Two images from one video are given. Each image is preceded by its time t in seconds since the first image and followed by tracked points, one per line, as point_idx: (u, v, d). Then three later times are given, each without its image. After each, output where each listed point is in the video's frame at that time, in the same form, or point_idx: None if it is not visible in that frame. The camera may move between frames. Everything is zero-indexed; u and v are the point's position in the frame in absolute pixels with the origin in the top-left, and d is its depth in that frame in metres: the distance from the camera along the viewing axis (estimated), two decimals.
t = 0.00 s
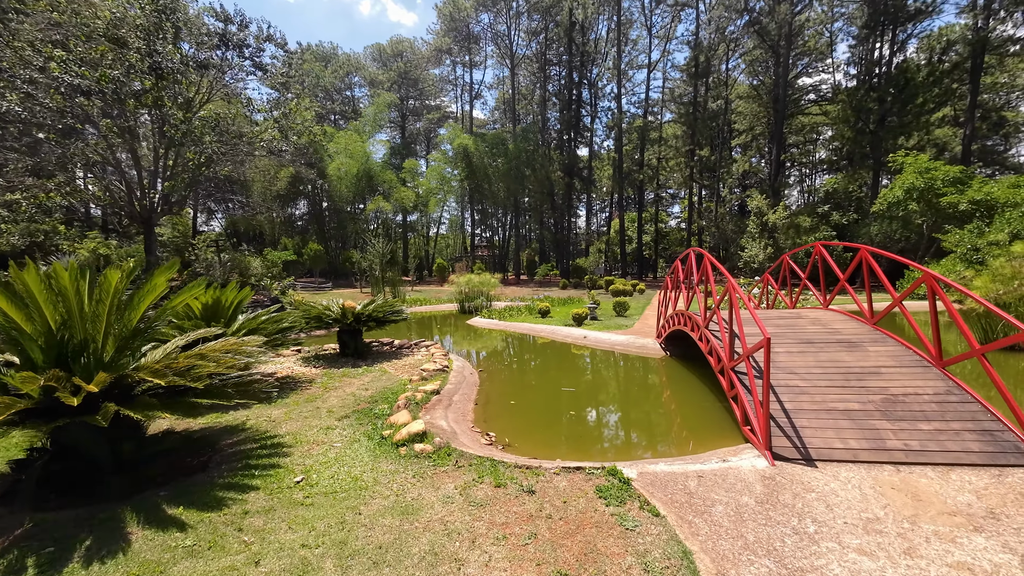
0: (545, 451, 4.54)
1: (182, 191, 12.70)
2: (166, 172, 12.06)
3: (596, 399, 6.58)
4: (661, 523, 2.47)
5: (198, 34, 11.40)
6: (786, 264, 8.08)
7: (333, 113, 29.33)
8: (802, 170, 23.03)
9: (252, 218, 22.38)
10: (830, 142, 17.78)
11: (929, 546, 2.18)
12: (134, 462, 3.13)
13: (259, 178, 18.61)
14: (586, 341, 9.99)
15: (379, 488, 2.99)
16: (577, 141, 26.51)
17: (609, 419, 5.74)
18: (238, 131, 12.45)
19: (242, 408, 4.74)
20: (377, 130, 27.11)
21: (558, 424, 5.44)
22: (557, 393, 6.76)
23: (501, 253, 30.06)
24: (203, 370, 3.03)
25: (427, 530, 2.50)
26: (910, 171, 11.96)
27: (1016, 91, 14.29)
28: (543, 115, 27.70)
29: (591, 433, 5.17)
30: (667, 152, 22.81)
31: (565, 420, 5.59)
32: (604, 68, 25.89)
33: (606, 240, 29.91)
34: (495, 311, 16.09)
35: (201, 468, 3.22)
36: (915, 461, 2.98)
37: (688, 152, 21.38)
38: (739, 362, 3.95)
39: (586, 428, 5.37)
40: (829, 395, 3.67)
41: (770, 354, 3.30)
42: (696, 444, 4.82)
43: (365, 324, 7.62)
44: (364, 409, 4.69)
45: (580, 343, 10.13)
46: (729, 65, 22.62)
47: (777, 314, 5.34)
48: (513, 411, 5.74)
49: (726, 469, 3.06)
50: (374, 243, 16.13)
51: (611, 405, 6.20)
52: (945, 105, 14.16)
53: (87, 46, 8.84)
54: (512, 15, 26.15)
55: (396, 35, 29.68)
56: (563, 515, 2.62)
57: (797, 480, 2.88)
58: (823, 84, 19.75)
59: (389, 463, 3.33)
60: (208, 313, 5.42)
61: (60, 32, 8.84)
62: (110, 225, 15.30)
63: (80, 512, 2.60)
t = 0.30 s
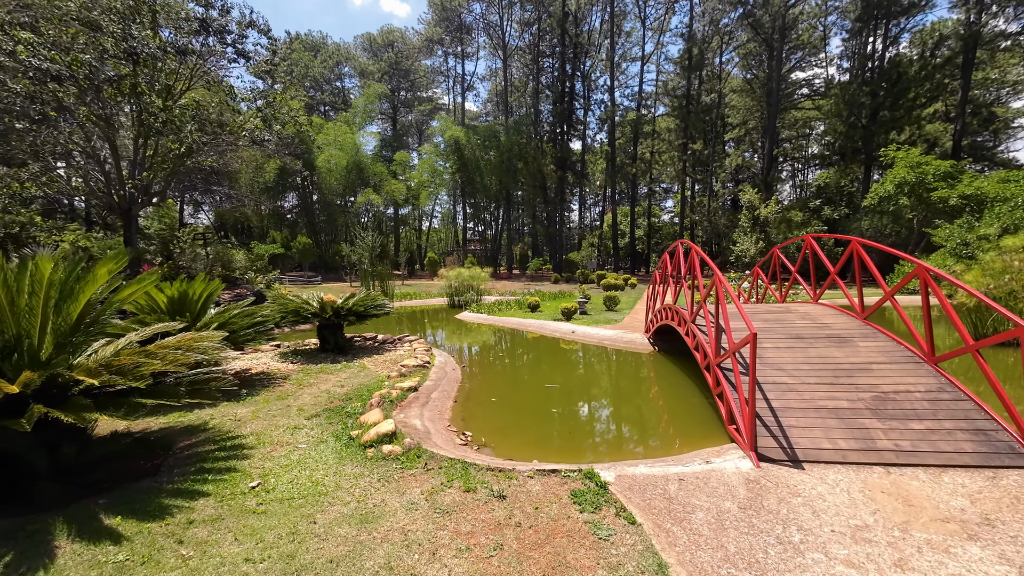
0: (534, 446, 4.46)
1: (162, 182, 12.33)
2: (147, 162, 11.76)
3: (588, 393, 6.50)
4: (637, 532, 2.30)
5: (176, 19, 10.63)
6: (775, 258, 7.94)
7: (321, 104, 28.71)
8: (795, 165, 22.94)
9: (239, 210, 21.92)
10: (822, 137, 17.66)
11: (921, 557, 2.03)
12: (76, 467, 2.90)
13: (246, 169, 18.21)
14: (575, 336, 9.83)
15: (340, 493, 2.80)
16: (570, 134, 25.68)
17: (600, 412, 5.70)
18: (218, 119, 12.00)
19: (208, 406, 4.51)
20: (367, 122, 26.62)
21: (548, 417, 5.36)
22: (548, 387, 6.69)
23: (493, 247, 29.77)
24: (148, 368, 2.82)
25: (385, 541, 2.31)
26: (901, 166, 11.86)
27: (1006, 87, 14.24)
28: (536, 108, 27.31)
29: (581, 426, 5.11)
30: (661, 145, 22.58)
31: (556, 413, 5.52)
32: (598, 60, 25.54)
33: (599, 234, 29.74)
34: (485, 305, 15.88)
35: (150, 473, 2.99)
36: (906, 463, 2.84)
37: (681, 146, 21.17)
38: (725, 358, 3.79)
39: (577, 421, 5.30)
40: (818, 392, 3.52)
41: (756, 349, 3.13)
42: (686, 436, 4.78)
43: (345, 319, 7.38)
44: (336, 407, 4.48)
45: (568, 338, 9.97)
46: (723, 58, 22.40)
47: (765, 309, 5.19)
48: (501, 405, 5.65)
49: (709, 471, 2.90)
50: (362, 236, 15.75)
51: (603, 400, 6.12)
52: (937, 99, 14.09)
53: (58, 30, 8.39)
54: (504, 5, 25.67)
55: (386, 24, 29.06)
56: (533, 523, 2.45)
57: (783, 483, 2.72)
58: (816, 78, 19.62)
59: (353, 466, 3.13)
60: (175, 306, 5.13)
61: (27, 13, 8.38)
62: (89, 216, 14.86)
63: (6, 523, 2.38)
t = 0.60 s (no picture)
0: (531, 440, 4.42)
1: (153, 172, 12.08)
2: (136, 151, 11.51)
3: (586, 385, 6.54)
4: (615, 547, 2.14)
5: (162, 3, 10.17)
6: (773, 250, 7.75)
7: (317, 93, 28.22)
8: (796, 156, 22.62)
9: (233, 201, 21.60)
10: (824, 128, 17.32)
11: None
12: (25, 472, 2.74)
13: (239, 159, 17.93)
14: (569, 329, 9.67)
15: (303, 501, 2.63)
16: (570, 125, 25.55)
17: (599, 405, 5.72)
18: (205, 107, 11.66)
19: (181, 404, 4.34)
20: (364, 112, 26.20)
21: (546, 410, 5.32)
22: (547, 379, 6.70)
23: (491, 239, 29.53)
24: (95, 368, 2.70)
25: (344, 554, 2.16)
26: (903, 157, 11.62)
27: (1012, 76, 13.93)
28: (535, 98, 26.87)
29: (579, 419, 5.07)
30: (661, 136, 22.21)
31: (554, 407, 5.47)
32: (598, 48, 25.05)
33: (598, 226, 29.45)
34: (481, 297, 15.69)
35: (105, 478, 2.82)
36: (905, 469, 2.67)
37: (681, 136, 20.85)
38: (716, 356, 3.62)
39: (575, 415, 5.26)
40: (812, 392, 3.34)
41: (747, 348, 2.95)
42: (683, 429, 4.78)
43: (332, 312, 7.20)
44: (313, 405, 4.31)
45: (562, 331, 9.82)
46: (725, 46, 21.95)
47: (761, 303, 5.01)
48: (499, 399, 5.59)
49: (697, 476, 2.74)
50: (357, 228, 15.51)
51: (601, 392, 6.14)
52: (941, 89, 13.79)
53: (39, 13, 8.07)
54: None
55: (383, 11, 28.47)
56: (505, 534, 2.28)
57: (773, 490, 2.56)
58: (819, 67, 19.25)
59: (321, 470, 2.97)
60: (149, 299, 4.95)
61: None
62: (78, 206, 14.57)
63: None
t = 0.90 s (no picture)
0: (531, 431, 4.39)
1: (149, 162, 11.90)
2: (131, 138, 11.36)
3: (588, 375, 6.51)
4: (595, 558, 1.98)
5: None
6: (775, 240, 7.52)
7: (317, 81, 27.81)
8: (803, 145, 22.16)
9: (232, 190, 21.40)
10: (830, 116, 16.92)
11: None
12: None
13: (238, 148, 17.75)
14: (567, 321, 9.50)
15: (269, 504, 2.49)
16: (572, 113, 25.09)
17: (600, 396, 5.69)
18: (197, 94, 11.39)
19: (159, 398, 4.21)
20: (363, 100, 25.82)
21: (548, 401, 5.28)
22: (548, 369, 6.66)
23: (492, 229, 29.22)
24: (45, 365, 2.57)
25: (304, 565, 2.01)
26: (913, 145, 11.27)
27: None
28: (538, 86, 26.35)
29: (580, 411, 5.04)
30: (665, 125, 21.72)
31: (556, 397, 5.43)
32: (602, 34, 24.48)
33: (600, 216, 29.15)
34: (480, 288, 15.50)
35: (65, 477, 2.69)
36: (911, 474, 2.50)
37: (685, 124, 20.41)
38: (712, 351, 3.45)
39: (577, 406, 5.22)
40: (813, 389, 3.16)
41: (743, 343, 2.76)
42: (685, 421, 4.72)
43: (322, 303, 7.02)
44: (294, 399, 4.17)
45: (560, 323, 9.65)
46: (732, 32, 21.40)
47: (762, 295, 4.81)
48: (500, 390, 5.56)
49: (687, 479, 2.58)
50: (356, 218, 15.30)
51: (603, 383, 6.12)
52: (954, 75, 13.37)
53: None
54: None
55: None
56: (477, 543, 2.13)
57: (768, 496, 2.39)
58: (829, 53, 18.73)
59: (292, 470, 2.83)
60: (129, 289, 4.78)
61: None
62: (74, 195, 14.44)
63: None
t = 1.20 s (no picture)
0: (534, 423, 4.34)
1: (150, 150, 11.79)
2: (132, 127, 11.26)
3: (594, 365, 6.46)
4: None
5: None
6: (784, 231, 7.22)
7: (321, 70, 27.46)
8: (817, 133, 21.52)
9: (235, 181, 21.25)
10: (846, 103, 16.34)
11: None
12: None
13: (242, 138, 17.63)
14: (568, 313, 9.30)
15: (234, 510, 2.33)
16: (579, 101, 24.53)
17: (606, 386, 5.63)
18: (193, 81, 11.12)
19: (140, 392, 4.07)
20: (367, 89, 25.48)
21: (553, 393, 5.22)
22: (553, 361, 6.59)
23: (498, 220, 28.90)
24: None
25: None
26: (931, 131, 10.81)
27: None
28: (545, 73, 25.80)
29: (586, 402, 4.98)
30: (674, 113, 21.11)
31: (560, 389, 5.37)
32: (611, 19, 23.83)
33: (607, 206, 28.73)
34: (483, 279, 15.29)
35: (24, 478, 2.55)
36: (931, 485, 2.28)
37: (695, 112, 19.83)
38: (714, 348, 3.22)
39: (582, 398, 5.14)
40: (823, 390, 2.94)
41: (748, 342, 2.52)
42: (691, 413, 4.63)
43: (316, 295, 6.86)
44: (278, 395, 4.02)
45: (561, 315, 9.44)
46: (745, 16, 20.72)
47: (770, 288, 4.55)
48: (503, 383, 5.48)
49: (684, 487, 2.39)
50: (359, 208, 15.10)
51: (609, 373, 6.06)
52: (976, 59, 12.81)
53: None
54: None
55: None
56: (450, 559, 1.95)
57: (770, 509, 2.18)
58: (845, 38, 18.07)
59: (263, 473, 2.66)
60: (112, 280, 4.60)
61: None
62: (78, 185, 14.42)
63: None
